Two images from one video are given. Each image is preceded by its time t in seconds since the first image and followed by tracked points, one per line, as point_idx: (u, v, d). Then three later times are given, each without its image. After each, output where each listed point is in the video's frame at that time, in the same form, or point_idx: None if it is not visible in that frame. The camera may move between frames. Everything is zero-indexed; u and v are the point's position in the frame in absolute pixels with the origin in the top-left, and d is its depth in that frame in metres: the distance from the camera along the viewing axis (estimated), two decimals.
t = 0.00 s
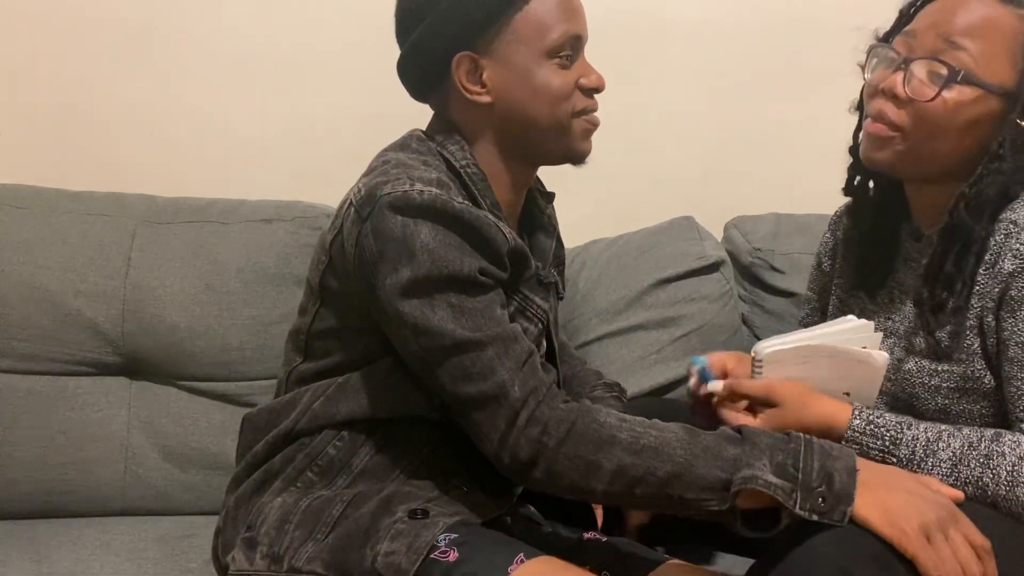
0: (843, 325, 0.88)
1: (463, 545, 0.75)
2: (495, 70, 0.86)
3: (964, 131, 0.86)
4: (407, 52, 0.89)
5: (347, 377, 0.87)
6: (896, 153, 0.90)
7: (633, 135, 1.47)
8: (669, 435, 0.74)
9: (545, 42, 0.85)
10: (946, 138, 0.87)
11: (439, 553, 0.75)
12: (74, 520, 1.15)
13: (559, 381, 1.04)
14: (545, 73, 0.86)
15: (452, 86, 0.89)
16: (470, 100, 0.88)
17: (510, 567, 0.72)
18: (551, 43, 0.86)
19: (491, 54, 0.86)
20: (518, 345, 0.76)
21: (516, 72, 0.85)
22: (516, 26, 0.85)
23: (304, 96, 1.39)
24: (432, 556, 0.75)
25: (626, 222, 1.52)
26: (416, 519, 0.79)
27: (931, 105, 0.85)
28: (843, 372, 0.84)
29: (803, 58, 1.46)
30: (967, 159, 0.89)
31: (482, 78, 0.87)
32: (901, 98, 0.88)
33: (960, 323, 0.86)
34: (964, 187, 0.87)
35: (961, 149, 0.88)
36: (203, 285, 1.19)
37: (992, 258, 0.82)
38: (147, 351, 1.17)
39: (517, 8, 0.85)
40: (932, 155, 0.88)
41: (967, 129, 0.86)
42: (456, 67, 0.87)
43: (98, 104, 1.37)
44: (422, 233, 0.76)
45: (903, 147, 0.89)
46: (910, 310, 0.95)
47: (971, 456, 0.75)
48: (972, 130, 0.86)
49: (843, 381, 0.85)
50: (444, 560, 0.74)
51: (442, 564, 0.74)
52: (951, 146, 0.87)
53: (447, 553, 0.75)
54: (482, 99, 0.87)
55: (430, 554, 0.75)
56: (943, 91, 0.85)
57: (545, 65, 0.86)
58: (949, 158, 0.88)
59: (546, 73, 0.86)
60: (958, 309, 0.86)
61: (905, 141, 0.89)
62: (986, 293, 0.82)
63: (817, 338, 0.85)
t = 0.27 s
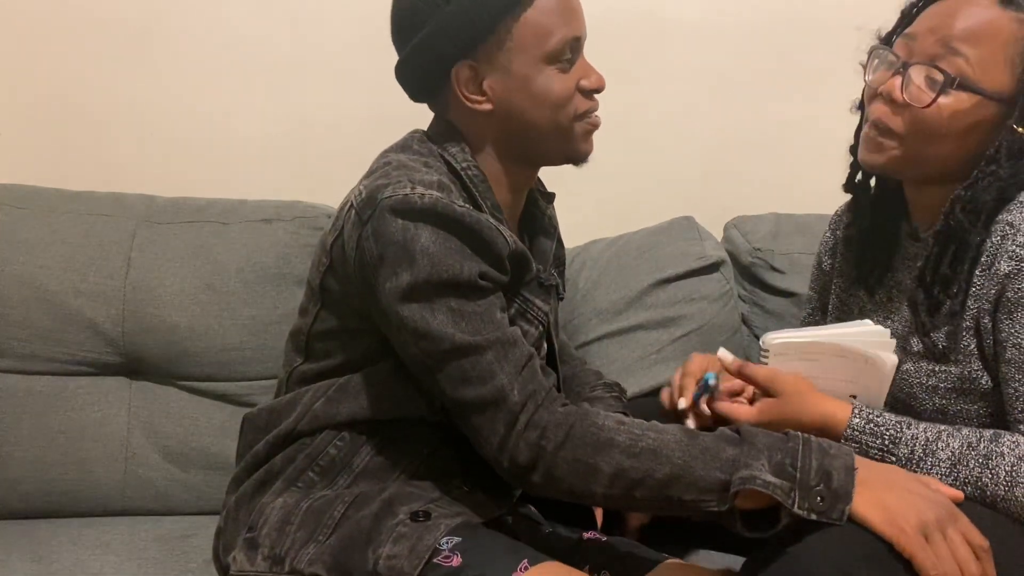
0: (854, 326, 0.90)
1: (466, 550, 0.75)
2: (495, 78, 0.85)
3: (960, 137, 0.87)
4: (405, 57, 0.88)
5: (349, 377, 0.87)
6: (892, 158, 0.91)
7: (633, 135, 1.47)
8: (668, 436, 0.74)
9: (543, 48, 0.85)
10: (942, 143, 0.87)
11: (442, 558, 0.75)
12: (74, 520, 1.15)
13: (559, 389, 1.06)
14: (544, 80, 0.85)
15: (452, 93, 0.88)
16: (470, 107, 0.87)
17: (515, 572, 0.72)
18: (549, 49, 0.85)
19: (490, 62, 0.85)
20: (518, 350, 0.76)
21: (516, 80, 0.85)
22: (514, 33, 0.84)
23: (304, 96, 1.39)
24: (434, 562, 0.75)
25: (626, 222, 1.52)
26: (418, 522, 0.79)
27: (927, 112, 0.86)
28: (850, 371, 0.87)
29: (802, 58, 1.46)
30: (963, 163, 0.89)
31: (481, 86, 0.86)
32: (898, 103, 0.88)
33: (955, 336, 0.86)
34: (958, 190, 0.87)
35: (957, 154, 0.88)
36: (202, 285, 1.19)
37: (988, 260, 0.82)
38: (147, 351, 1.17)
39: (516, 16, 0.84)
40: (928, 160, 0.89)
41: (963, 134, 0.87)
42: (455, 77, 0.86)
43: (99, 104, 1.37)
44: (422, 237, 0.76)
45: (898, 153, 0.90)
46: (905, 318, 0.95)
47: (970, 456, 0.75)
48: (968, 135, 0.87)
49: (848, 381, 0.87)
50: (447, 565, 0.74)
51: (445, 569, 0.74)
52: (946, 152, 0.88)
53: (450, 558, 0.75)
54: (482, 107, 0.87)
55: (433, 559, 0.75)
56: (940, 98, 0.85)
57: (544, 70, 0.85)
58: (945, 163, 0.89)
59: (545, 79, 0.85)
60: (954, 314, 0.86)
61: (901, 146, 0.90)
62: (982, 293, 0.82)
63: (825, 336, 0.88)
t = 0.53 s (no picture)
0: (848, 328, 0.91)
1: (468, 554, 0.75)
2: (498, 80, 0.85)
3: (962, 136, 0.87)
4: (408, 60, 0.87)
5: (351, 377, 0.87)
6: (895, 158, 0.91)
7: (633, 135, 1.47)
8: (668, 439, 0.74)
9: (546, 51, 0.84)
10: (944, 143, 0.87)
11: (443, 561, 0.75)
12: (74, 520, 1.15)
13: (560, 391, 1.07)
14: (548, 81, 0.85)
15: (455, 95, 0.88)
16: (474, 109, 0.87)
17: None
18: (553, 50, 0.85)
19: (494, 64, 0.85)
20: (519, 352, 0.76)
21: (519, 82, 0.85)
22: (518, 35, 0.84)
23: (304, 95, 1.39)
24: (435, 564, 0.75)
25: (626, 222, 1.52)
26: (419, 523, 0.79)
27: (929, 113, 0.86)
28: (846, 373, 0.88)
29: (802, 58, 1.46)
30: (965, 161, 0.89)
31: (484, 88, 0.86)
32: (900, 104, 0.88)
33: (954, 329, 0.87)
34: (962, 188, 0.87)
35: (958, 152, 0.88)
36: (203, 285, 1.19)
37: (991, 256, 0.81)
38: (147, 351, 1.17)
39: (521, 17, 0.83)
40: (930, 160, 0.89)
41: (965, 133, 0.87)
42: (458, 78, 0.86)
43: (98, 104, 1.37)
44: (425, 238, 0.75)
45: (900, 153, 0.90)
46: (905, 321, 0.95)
47: (970, 457, 0.75)
48: (970, 134, 0.87)
49: (846, 383, 0.88)
50: (449, 568, 0.74)
51: (447, 571, 0.74)
52: (948, 152, 0.88)
53: (452, 561, 0.75)
54: (486, 109, 0.87)
55: (435, 562, 0.75)
56: (942, 98, 0.85)
57: (547, 73, 0.85)
58: (947, 163, 0.89)
59: (548, 81, 0.85)
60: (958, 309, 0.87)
61: (903, 147, 0.90)
62: (984, 291, 0.81)
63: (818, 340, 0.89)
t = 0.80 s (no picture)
0: (835, 331, 0.92)
1: (469, 554, 0.75)
2: (499, 82, 0.85)
3: (969, 129, 0.87)
4: (410, 59, 0.87)
5: (351, 378, 0.87)
6: (902, 151, 0.91)
7: (633, 135, 1.47)
8: (668, 440, 0.74)
9: (549, 51, 0.84)
10: (951, 136, 0.87)
11: (445, 561, 0.75)
12: (74, 520, 1.15)
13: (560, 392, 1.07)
14: (549, 82, 0.85)
15: (456, 96, 0.88)
16: (475, 110, 0.87)
17: None
18: (555, 51, 0.85)
19: (496, 66, 0.85)
20: (519, 354, 0.76)
21: (521, 84, 0.85)
22: (520, 36, 0.84)
23: (304, 96, 1.39)
24: (437, 564, 0.75)
25: (626, 222, 1.52)
26: (420, 523, 0.79)
27: (936, 105, 0.86)
28: (843, 371, 0.89)
29: (802, 58, 1.46)
30: (973, 155, 0.89)
31: (486, 89, 0.86)
32: (906, 97, 0.88)
33: (958, 316, 0.87)
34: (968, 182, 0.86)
35: (966, 146, 0.88)
36: (203, 285, 1.19)
37: (996, 253, 0.81)
38: (147, 351, 1.17)
39: (522, 18, 0.83)
40: (937, 153, 0.89)
41: (972, 126, 0.86)
42: (459, 79, 0.86)
43: (99, 104, 1.37)
44: (426, 239, 0.75)
45: (907, 146, 0.90)
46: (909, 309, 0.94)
47: (966, 454, 0.75)
48: (977, 128, 0.87)
49: (844, 381, 0.89)
50: (450, 568, 0.74)
51: (448, 571, 0.74)
52: (956, 145, 0.88)
53: (454, 561, 0.75)
54: (487, 110, 0.87)
55: (436, 562, 0.75)
56: (948, 91, 0.85)
57: (549, 73, 0.85)
58: (955, 156, 0.89)
59: (550, 81, 0.85)
60: (959, 304, 0.87)
61: (910, 139, 0.89)
62: (988, 288, 0.81)
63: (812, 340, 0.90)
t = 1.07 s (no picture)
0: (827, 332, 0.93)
1: (468, 555, 0.75)
2: (497, 84, 0.85)
3: (969, 128, 0.87)
4: (409, 59, 0.87)
5: (350, 378, 0.87)
6: (903, 149, 0.90)
7: (633, 135, 1.47)
8: (667, 440, 0.74)
9: (546, 52, 0.84)
10: (951, 135, 0.87)
11: (444, 562, 0.75)
12: (74, 520, 1.15)
13: (560, 392, 1.07)
14: (546, 84, 0.85)
15: (455, 98, 0.88)
16: (473, 112, 0.88)
17: None
18: (552, 53, 0.85)
19: (493, 68, 0.85)
20: (518, 355, 0.76)
21: (518, 86, 0.85)
22: (517, 37, 0.84)
23: (304, 95, 1.39)
24: (436, 565, 0.75)
25: (626, 222, 1.52)
26: (420, 524, 0.79)
27: (937, 103, 0.86)
28: (838, 371, 0.89)
29: (802, 58, 1.46)
30: (972, 154, 0.89)
31: (484, 91, 0.86)
32: (907, 95, 0.88)
33: (957, 308, 0.87)
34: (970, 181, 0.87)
35: (965, 145, 0.88)
36: (202, 285, 1.19)
37: (995, 252, 0.81)
38: (147, 351, 1.17)
39: (519, 20, 0.83)
40: (939, 151, 0.89)
41: (972, 125, 0.86)
42: (458, 80, 0.86)
43: (99, 104, 1.37)
44: (425, 239, 0.75)
45: (908, 145, 0.90)
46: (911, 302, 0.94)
47: (963, 452, 0.75)
48: (977, 126, 0.87)
49: (839, 382, 0.89)
50: (450, 570, 0.74)
51: (447, 572, 0.74)
52: (957, 143, 0.88)
53: (453, 562, 0.75)
54: (484, 112, 0.87)
55: (436, 563, 0.75)
56: (949, 89, 0.85)
57: (546, 74, 0.85)
58: (956, 154, 0.89)
59: (548, 82, 0.85)
60: (959, 302, 0.87)
61: (911, 138, 0.89)
62: (988, 286, 0.81)
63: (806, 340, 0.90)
